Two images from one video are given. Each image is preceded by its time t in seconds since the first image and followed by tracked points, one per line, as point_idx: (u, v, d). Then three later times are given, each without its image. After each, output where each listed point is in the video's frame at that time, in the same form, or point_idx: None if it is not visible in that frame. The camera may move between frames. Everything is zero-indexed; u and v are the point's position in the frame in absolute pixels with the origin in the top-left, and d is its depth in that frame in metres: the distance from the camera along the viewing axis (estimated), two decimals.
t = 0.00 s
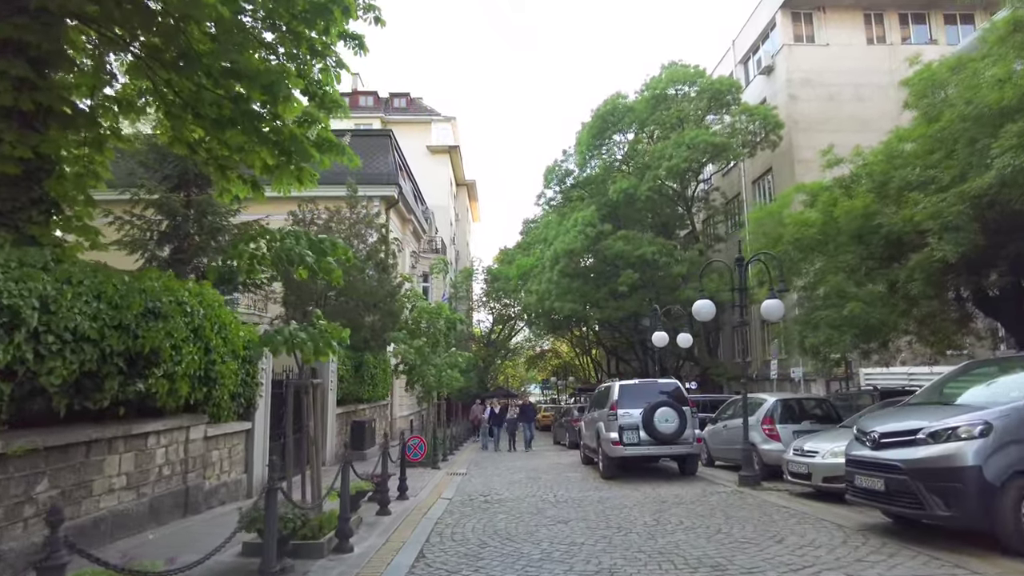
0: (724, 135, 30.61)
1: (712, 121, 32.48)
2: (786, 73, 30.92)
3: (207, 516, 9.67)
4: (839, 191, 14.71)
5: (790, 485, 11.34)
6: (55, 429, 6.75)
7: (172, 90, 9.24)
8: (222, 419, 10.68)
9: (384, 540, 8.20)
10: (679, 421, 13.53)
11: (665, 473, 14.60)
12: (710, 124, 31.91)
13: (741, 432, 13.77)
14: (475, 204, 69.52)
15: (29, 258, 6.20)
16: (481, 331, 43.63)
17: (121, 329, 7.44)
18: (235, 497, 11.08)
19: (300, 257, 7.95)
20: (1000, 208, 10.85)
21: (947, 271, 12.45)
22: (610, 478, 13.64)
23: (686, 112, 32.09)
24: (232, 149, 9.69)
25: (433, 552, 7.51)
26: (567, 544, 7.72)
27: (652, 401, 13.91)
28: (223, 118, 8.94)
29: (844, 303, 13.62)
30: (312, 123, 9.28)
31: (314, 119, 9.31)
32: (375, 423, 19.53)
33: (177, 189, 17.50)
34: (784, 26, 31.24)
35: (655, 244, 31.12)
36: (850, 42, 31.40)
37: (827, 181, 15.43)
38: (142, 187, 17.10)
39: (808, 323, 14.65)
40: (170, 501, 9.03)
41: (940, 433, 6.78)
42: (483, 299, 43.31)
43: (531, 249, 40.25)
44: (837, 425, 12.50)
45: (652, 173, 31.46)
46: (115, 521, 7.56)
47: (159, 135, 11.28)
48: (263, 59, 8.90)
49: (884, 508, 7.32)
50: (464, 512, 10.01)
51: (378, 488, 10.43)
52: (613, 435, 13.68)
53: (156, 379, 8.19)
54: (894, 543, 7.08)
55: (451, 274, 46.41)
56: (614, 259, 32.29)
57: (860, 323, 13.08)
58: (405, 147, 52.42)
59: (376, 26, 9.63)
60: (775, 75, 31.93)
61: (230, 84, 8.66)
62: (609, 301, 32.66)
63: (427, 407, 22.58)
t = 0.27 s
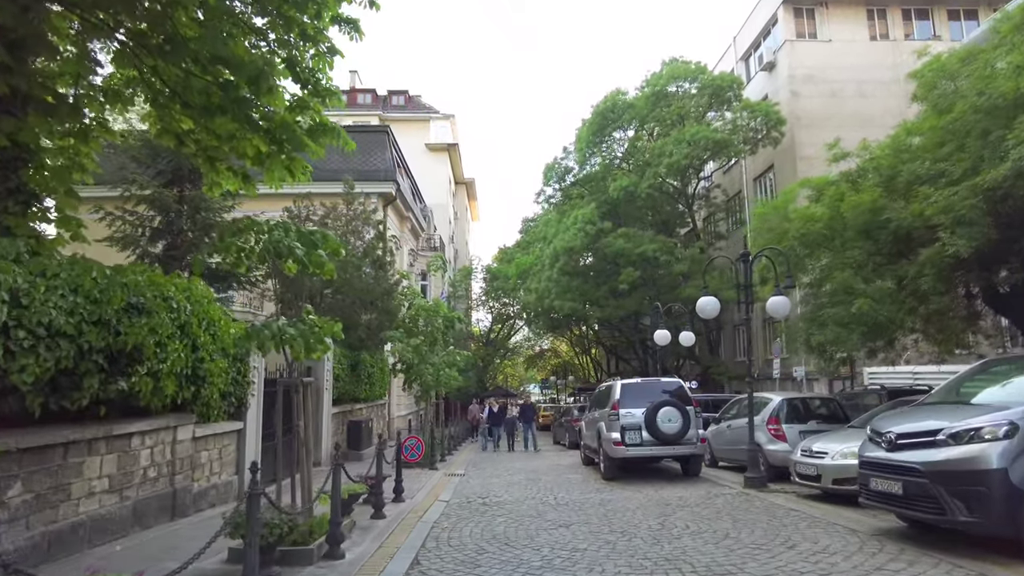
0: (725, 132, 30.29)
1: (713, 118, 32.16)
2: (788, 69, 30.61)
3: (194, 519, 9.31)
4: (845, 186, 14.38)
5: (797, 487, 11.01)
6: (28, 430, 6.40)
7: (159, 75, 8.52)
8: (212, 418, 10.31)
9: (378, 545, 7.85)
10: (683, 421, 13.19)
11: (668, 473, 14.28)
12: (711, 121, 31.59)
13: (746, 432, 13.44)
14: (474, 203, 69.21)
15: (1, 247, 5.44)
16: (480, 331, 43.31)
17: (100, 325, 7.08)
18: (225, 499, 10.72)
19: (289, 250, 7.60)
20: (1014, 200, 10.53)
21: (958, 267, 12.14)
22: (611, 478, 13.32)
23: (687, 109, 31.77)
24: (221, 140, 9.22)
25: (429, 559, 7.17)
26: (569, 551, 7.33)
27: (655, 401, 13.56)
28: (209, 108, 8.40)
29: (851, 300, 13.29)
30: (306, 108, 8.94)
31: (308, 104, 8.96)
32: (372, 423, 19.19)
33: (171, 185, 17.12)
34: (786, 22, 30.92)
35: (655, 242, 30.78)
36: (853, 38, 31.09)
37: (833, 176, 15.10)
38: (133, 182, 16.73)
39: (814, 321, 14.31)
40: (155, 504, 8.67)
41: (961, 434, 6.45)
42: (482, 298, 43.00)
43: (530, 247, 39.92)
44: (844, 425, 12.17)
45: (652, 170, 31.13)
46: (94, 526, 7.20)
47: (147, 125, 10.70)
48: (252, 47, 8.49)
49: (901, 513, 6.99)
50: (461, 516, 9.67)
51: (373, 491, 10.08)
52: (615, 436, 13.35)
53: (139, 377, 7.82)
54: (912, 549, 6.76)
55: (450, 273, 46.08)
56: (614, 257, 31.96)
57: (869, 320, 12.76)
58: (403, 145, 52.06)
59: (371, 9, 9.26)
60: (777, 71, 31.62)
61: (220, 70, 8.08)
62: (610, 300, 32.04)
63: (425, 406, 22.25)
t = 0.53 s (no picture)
0: (728, 129, 29.97)
1: (715, 115, 31.84)
2: (791, 65, 30.30)
3: (184, 522, 8.97)
4: (854, 181, 14.05)
5: (807, 490, 10.68)
6: (3, 430, 6.08)
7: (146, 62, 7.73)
8: (203, 417, 9.96)
9: (373, 550, 7.52)
10: (688, 422, 12.85)
11: (672, 475, 13.94)
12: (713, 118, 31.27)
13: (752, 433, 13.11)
14: (473, 202, 68.90)
15: None
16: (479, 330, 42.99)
17: (80, 319, 6.74)
18: (217, 501, 10.39)
19: (280, 241, 7.26)
20: None
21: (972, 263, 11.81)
22: (614, 480, 12.99)
23: (688, 106, 31.45)
24: (212, 129, 8.63)
25: (426, 564, 6.84)
26: (572, 558, 6.96)
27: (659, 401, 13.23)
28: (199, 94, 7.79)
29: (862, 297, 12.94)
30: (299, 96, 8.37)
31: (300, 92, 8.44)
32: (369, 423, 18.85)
33: (165, 180, 16.74)
34: (789, 18, 30.62)
35: (657, 241, 30.45)
36: (856, 35, 30.79)
37: (841, 171, 14.76)
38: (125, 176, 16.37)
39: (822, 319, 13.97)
40: (142, 507, 8.32)
41: (987, 435, 6.13)
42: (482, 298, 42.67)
43: (530, 246, 39.62)
44: (853, 426, 11.83)
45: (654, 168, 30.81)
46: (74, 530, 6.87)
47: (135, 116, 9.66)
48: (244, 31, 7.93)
49: (921, 518, 6.65)
50: (460, 519, 9.33)
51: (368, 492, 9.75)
52: (618, 436, 13.01)
53: (124, 375, 7.48)
54: (933, 555, 6.43)
55: (449, 272, 45.75)
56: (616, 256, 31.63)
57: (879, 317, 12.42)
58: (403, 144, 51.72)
59: None
60: (780, 68, 31.31)
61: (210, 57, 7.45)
62: (611, 299, 31.79)
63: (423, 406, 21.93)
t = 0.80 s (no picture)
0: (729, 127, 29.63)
1: (716, 113, 31.50)
2: (793, 63, 29.95)
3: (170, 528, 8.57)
4: (862, 177, 13.68)
5: (816, 495, 10.32)
6: None
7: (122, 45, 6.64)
8: (191, 419, 9.57)
9: (366, 559, 7.15)
10: (692, 423, 12.49)
11: (675, 478, 13.58)
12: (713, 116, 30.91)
13: (758, 435, 12.76)
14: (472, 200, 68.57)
15: None
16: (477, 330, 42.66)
17: (55, 316, 6.36)
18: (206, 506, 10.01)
19: (268, 232, 6.86)
20: None
21: (985, 261, 11.46)
22: (616, 483, 12.64)
23: (689, 104, 31.10)
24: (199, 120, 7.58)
25: None
26: (576, 568, 6.57)
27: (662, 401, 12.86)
28: (184, 83, 6.79)
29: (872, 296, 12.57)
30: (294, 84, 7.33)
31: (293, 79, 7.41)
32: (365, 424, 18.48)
33: (157, 176, 16.32)
34: (791, 15, 30.28)
35: (657, 240, 30.09)
36: (859, 32, 30.44)
37: (849, 166, 14.38)
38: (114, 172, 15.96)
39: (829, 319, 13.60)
40: (125, 514, 7.93)
41: (1019, 441, 5.77)
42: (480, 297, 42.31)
43: (529, 246, 39.28)
44: (863, 428, 11.48)
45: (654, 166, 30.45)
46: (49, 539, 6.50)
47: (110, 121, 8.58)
48: (234, 15, 7.01)
49: (944, 527, 6.30)
50: (458, 525, 8.96)
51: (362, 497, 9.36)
52: (620, 438, 12.65)
53: (103, 375, 7.10)
54: (958, 567, 6.08)
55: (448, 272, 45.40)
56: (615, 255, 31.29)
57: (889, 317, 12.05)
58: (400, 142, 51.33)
59: None
60: (782, 66, 30.97)
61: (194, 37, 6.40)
62: (610, 298, 31.51)
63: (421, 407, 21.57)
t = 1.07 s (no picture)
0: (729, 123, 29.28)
1: (716, 110, 31.17)
2: (794, 58, 29.63)
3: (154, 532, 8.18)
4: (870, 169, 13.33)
5: (826, 495, 9.98)
6: None
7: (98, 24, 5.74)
8: (178, 417, 9.17)
9: (359, 563, 6.77)
10: (697, 422, 12.14)
11: (678, 477, 13.25)
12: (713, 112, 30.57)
13: (764, 434, 12.40)
14: (470, 199, 68.17)
15: None
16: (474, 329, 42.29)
17: (25, 307, 5.97)
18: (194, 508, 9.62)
19: (255, 216, 6.48)
20: None
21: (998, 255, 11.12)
22: (617, 482, 12.31)
23: (689, 100, 30.75)
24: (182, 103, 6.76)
25: None
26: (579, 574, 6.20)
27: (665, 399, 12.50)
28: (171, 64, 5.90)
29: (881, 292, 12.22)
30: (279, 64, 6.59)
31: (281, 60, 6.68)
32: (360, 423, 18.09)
33: (148, 169, 15.85)
34: (792, 10, 29.96)
35: (657, 237, 29.74)
36: (861, 27, 30.13)
37: (856, 159, 14.04)
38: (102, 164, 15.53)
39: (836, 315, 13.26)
40: (106, 518, 7.54)
41: None
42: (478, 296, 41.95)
43: (528, 243, 38.93)
44: (872, 427, 11.14)
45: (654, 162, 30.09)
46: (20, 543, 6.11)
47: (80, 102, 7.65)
48: None
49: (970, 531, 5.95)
50: (455, 528, 8.58)
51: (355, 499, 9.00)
52: (622, 437, 12.29)
53: (79, 369, 6.70)
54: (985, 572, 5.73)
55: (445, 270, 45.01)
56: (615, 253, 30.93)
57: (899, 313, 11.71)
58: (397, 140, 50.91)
59: None
60: (783, 62, 30.64)
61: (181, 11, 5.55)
62: (609, 297, 31.21)
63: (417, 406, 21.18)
